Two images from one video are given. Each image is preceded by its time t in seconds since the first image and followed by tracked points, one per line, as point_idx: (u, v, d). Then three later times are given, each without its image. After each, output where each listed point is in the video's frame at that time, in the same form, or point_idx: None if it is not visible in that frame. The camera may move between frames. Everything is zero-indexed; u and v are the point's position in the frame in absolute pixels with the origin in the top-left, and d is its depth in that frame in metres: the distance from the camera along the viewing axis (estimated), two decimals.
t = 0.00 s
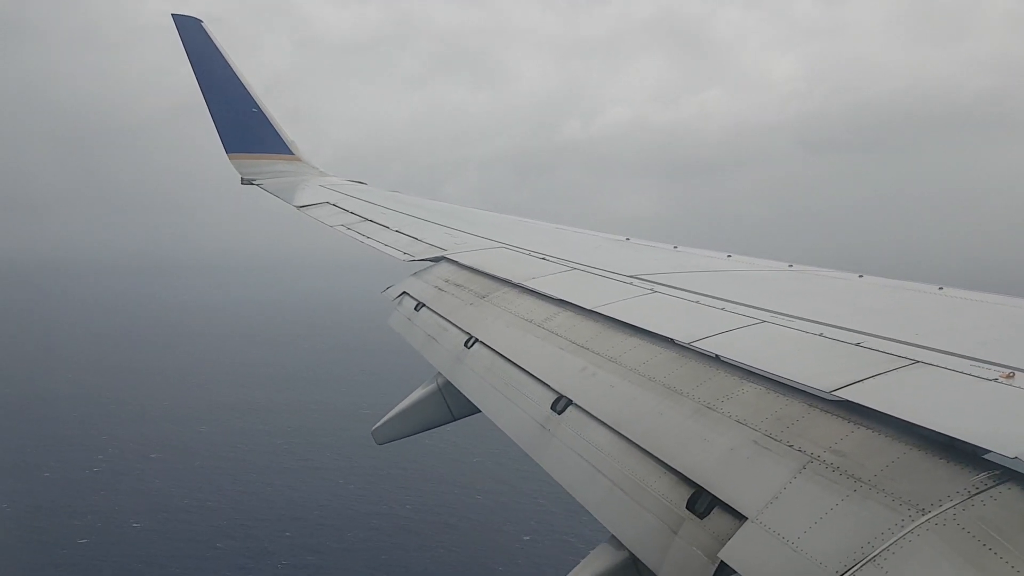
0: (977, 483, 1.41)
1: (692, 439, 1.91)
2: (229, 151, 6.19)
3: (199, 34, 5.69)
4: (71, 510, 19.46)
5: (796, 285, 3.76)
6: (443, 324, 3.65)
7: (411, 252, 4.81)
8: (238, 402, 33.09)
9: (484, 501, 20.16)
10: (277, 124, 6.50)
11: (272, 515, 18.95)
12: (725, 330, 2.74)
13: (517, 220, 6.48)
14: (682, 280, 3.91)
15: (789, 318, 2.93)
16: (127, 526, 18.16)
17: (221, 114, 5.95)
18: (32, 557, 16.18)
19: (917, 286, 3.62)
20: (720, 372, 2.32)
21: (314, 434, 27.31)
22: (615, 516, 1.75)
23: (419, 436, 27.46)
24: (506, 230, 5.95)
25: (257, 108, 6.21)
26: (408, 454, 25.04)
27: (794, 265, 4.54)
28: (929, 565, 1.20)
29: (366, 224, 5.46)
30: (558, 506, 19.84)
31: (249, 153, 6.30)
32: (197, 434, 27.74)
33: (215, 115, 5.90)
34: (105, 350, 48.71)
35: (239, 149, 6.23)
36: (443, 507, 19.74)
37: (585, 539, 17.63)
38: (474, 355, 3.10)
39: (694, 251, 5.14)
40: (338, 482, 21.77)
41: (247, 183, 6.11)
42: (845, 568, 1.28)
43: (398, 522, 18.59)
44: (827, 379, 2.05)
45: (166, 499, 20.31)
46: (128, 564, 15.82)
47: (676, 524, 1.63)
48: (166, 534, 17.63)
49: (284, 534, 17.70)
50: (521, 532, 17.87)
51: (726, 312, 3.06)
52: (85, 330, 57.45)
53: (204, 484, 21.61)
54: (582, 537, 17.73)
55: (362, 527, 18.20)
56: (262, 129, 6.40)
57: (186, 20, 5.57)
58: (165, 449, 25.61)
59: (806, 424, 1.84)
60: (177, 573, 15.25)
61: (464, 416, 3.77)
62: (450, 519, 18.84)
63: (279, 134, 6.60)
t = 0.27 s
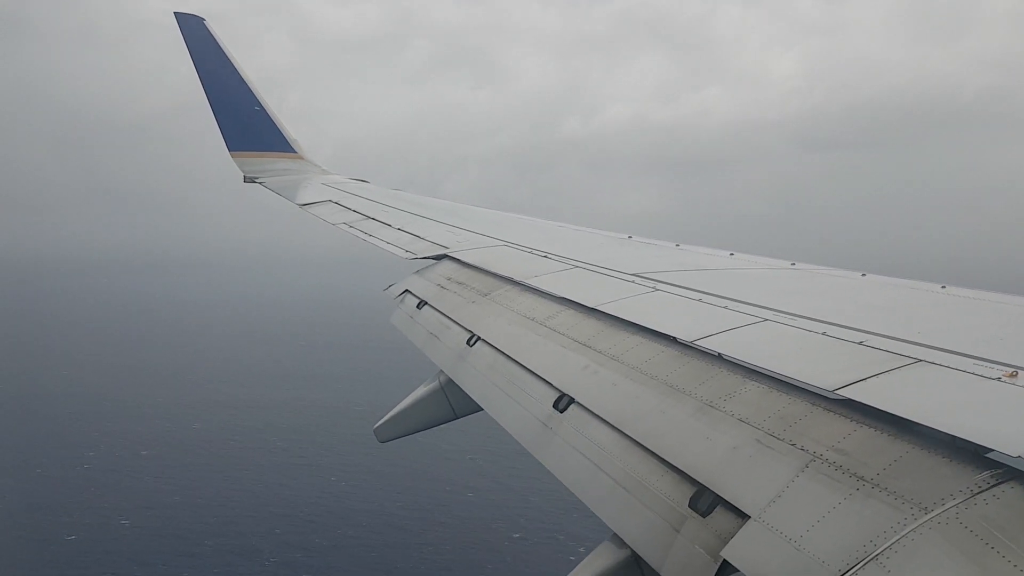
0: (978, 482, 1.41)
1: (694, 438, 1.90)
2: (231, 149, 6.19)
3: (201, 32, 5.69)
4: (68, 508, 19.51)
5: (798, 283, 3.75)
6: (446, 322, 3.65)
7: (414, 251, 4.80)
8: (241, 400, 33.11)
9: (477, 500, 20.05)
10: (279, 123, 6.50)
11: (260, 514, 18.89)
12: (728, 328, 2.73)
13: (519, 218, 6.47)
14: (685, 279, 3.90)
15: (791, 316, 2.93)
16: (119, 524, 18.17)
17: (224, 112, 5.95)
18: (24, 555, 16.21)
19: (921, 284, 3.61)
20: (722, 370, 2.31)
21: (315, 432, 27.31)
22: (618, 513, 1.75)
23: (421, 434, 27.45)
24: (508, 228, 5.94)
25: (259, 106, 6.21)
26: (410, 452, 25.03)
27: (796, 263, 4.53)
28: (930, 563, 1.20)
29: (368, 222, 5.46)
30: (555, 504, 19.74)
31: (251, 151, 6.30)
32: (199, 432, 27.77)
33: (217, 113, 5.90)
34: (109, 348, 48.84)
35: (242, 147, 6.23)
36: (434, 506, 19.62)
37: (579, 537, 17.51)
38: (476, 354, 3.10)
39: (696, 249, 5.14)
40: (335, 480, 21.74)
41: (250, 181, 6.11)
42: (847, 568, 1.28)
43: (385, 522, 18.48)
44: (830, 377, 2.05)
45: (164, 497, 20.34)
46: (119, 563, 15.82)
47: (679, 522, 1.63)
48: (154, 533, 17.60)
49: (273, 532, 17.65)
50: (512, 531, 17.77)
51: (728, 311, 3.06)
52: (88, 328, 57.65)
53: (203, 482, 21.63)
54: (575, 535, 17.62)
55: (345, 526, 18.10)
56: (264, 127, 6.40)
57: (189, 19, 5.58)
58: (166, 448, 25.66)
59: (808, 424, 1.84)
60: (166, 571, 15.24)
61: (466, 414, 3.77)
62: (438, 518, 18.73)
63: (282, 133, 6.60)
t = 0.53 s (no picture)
0: (981, 481, 1.40)
1: (695, 437, 1.90)
2: (231, 149, 6.19)
3: (202, 33, 5.68)
4: (62, 508, 19.54)
5: (798, 282, 3.75)
6: (446, 321, 3.65)
7: (414, 250, 4.80)
8: (242, 400, 33.12)
9: (469, 501, 19.93)
10: (279, 123, 6.50)
11: (250, 515, 18.84)
12: (728, 328, 2.73)
13: (520, 218, 6.47)
14: (685, 278, 3.90)
15: (792, 315, 2.92)
16: (109, 525, 18.16)
17: (223, 111, 5.95)
18: (14, 555, 16.24)
19: (921, 283, 3.60)
20: (723, 370, 2.31)
21: (316, 432, 27.30)
22: (619, 511, 1.76)
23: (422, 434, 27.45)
24: (509, 228, 5.93)
25: (260, 106, 6.20)
26: (410, 452, 25.03)
27: (797, 262, 4.52)
28: (932, 562, 1.20)
29: (369, 221, 5.46)
30: (549, 505, 19.60)
31: (251, 151, 6.30)
32: (199, 432, 27.79)
33: (217, 113, 5.89)
34: (111, 348, 48.99)
35: (242, 147, 6.23)
36: (423, 507, 19.52)
37: (569, 537, 17.34)
38: (476, 353, 3.10)
39: (697, 248, 5.13)
40: (329, 480, 21.72)
41: (250, 181, 6.11)
42: (847, 566, 1.28)
43: (373, 522, 18.39)
44: (831, 376, 2.05)
45: (159, 498, 20.35)
46: (114, 563, 15.83)
47: (680, 521, 1.62)
48: (144, 534, 17.56)
49: (263, 533, 17.60)
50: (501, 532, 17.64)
51: (729, 310, 3.06)
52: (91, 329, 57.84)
53: (200, 482, 21.64)
54: (566, 535, 17.45)
55: (333, 527, 18.01)
56: (264, 126, 6.40)
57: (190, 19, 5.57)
58: (165, 447, 25.69)
59: (810, 422, 1.84)
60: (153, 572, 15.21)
61: (467, 414, 3.77)
62: (426, 520, 18.61)
63: (282, 133, 6.60)
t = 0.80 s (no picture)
0: (979, 478, 1.40)
1: (695, 434, 1.91)
2: (230, 146, 6.18)
3: (201, 29, 5.67)
4: (54, 509, 19.54)
5: (797, 280, 3.75)
6: (445, 319, 3.65)
7: (413, 248, 4.80)
8: (242, 401, 33.13)
9: (454, 502, 19.67)
10: (278, 119, 6.50)
11: (235, 518, 18.73)
12: (727, 325, 2.73)
13: (520, 216, 6.46)
14: (685, 276, 3.90)
15: (791, 313, 2.92)
16: (93, 529, 18.11)
17: (222, 109, 5.93)
18: (1, 557, 16.23)
19: (921, 281, 3.60)
20: (722, 367, 2.31)
21: (315, 432, 27.32)
22: (617, 509, 1.76)
23: (421, 433, 27.47)
24: (509, 226, 5.93)
25: (259, 103, 6.20)
26: (409, 451, 25.05)
27: (797, 260, 4.52)
28: (930, 559, 1.20)
29: (367, 219, 5.46)
30: (538, 507, 19.34)
31: (250, 148, 6.29)
32: (197, 433, 27.81)
33: (217, 110, 5.89)
34: (112, 349, 49.14)
35: (241, 144, 6.23)
36: (406, 509, 19.29)
37: (553, 540, 17.06)
38: (476, 351, 3.09)
39: (696, 247, 5.12)
40: (320, 481, 21.61)
41: (249, 178, 6.11)
42: (847, 565, 1.28)
43: (357, 524, 18.22)
44: (830, 374, 2.05)
45: (154, 500, 20.34)
46: (110, 565, 15.86)
47: (678, 518, 1.63)
48: (130, 536, 17.49)
49: (256, 535, 17.56)
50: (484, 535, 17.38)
51: (729, 307, 3.05)
52: (91, 329, 58.00)
53: (195, 484, 21.63)
54: (551, 538, 17.17)
55: (318, 530, 17.87)
56: (263, 123, 6.39)
57: (188, 15, 5.56)
58: (163, 449, 25.72)
59: (809, 419, 1.84)
60: (136, 574, 15.13)
61: (466, 412, 3.77)
62: (407, 522, 18.38)
63: (281, 129, 6.60)
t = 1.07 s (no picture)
0: (981, 482, 1.40)
1: (695, 437, 1.90)
2: (231, 149, 6.18)
3: (202, 32, 5.69)
4: (46, 516, 19.51)
5: (797, 283, 3.75)
6: (446, 322, 3.65)
7: (414, 250, 4.80)
8: (242, 408, 33.11)
9: (442, 510, 19.37)
10: (279, 122, 6.50)
11: (222, 527, 18.59)
12: (727, 328, 2.73)
13: (520, 218, 6.46)
14: (685, 279, 3.90)
15: (791, 315, 2.93)
16: (78, 536, 17.98)
17: (223, 112, 5.94)
18: None
19: (921, 284, 3.60)
20: (722, 370, 2.31)
21: (316, 438, 27.32)
22: (617, 512, 1.76)
23: (421, 437, 27.45)
24: (509, 229, 5.93)
25: (259, 106, 6.21)
26: (408, 455, 25.03)
27: (796, 263, 4.52)
28: (933, 565, 1.19)
29: (367, 221, 5.46)
30: (529, 514, 19.06)
31: (251, 151, 6.30)
32: (196, 440, 27.81)
33: (217, 112, 5.89)
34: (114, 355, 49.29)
35: (241, 148, 6.24)
36: (391, 517, 19.02)
37: (538, 549, 16.73)
38: (476, 353, 3.10)
39: (696, 249, 5.13)
40: (311, 489, 21.45)
41: (249, 181, 6.11)
42: (846, 568, 1.28)
43: (341, 533, 18.03)
44: (831, 377, 2.04)
45: (153, 507, 20.35)
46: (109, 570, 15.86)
47: (680, 522, 1.62)
48: (129, 543, 17.49)
49: (254, 542, 17.57)
50: (467, 544, 17.05)
51: (729, 310, 3.05)
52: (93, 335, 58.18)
53: (192, 490, 21.62)
54: (536, 548, 16.85)
55: (302, 540, 17.70)
56: (264, 126, 6.40)
57: (189, 19, 5.58)
58: (161, 456, 25.71)
59: (809, 423, 1.84)
60: None
61: (466, 415, 3.77)
62: (390, 531, 18.12)
63: (281, 132, 6.60)
